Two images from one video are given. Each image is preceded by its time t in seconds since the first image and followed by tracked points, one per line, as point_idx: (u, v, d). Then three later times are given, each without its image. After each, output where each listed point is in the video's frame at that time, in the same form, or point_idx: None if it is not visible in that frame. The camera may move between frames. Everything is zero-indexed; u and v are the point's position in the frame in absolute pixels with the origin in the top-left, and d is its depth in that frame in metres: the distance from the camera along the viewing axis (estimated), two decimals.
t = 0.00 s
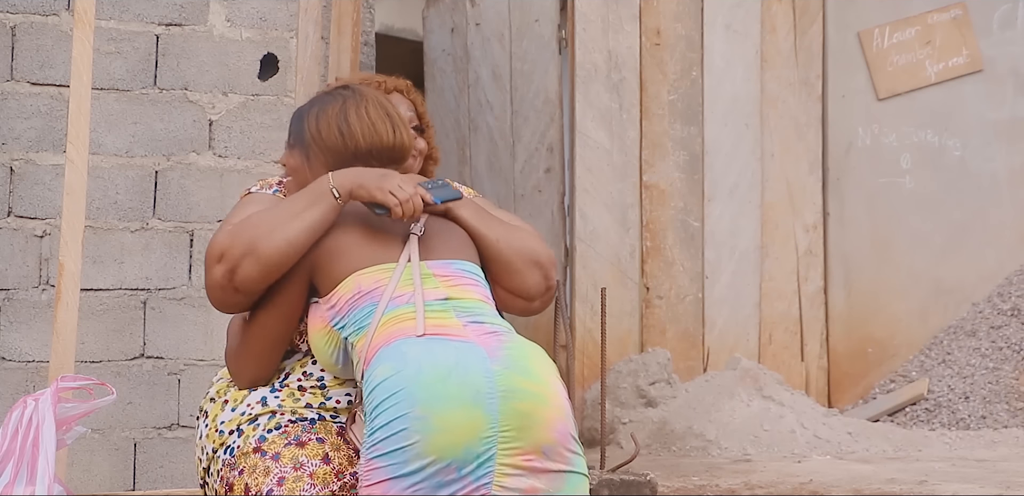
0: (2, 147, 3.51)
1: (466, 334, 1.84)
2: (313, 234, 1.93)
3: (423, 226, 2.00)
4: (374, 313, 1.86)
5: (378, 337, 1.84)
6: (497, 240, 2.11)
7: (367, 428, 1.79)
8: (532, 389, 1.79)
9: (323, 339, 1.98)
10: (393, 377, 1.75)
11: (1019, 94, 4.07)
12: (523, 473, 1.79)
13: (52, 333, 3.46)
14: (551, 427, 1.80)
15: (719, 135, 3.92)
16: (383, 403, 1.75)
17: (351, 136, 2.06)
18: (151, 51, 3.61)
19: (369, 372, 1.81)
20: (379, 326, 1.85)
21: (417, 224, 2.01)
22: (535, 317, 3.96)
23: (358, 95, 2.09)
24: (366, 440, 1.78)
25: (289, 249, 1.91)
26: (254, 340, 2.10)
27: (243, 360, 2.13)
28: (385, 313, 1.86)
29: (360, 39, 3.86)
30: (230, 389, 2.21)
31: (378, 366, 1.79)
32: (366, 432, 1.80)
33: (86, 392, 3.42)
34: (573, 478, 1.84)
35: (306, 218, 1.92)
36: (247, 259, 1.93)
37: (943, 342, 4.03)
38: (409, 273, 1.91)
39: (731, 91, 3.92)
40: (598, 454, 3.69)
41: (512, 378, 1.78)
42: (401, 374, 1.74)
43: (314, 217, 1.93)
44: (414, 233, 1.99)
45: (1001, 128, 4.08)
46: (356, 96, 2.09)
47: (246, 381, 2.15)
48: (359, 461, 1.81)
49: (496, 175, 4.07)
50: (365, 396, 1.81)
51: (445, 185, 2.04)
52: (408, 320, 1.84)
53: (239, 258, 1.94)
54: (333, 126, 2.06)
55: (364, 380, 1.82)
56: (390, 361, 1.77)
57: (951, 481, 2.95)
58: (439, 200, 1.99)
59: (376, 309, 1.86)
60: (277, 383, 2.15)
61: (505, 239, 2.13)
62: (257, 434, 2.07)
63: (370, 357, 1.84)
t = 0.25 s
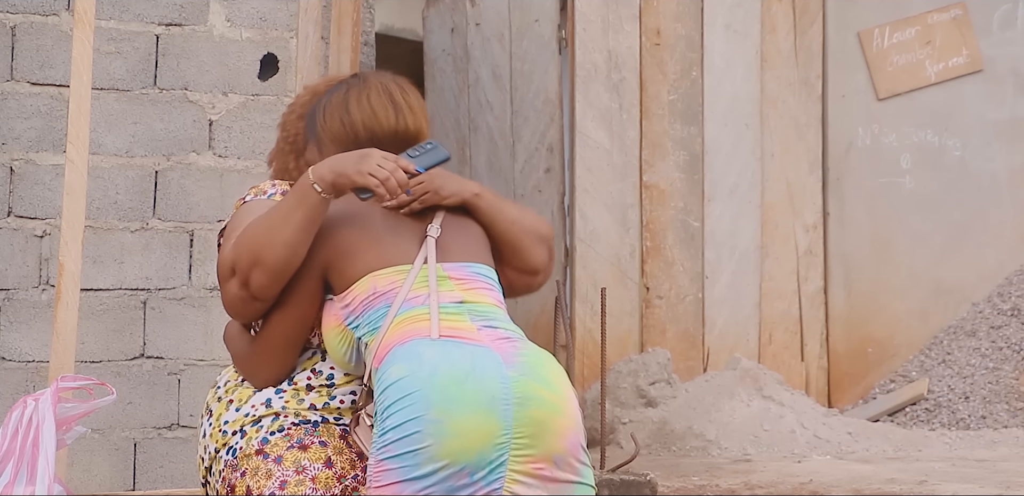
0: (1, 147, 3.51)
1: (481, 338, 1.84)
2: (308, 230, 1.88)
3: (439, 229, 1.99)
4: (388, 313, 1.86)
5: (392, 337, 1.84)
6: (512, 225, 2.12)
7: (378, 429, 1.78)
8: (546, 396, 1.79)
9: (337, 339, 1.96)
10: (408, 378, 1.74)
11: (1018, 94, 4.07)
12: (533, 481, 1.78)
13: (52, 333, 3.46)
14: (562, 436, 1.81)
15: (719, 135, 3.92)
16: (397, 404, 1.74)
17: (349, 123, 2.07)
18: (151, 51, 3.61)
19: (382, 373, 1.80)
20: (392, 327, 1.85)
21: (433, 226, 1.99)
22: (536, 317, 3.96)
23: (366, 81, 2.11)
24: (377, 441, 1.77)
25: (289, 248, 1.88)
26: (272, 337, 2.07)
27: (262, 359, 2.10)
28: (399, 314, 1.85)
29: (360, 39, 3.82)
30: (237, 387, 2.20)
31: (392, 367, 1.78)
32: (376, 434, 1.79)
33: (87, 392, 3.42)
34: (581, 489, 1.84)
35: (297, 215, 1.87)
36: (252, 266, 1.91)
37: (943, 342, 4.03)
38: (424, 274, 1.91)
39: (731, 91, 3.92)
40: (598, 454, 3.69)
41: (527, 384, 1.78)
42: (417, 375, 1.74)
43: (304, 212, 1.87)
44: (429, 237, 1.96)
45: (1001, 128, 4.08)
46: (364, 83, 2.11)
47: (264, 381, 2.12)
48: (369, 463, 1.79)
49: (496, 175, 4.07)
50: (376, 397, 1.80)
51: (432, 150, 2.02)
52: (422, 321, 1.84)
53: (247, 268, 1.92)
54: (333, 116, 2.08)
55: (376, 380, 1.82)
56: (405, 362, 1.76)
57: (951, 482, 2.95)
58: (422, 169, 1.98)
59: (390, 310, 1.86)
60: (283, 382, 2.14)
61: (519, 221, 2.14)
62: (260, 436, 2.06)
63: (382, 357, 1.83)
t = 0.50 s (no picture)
0: (1, 147, 3.51)
1: (479, 342, 1.83)
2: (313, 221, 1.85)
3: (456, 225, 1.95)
4: (388, 310, 1.85)
5: (390, 334, 1.84)
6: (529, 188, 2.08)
7: (371, 426, 1.79)
8: (539, 405, 1.79)
9: (343, 318, 1.96)
10: (401, 380, 1.74)
11: (1018, 94, 4.07)
12: (522, 489, 1.78)
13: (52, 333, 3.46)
14: (553, 446, 1.80)
15: (719, 135, 3.92)
16: (390, 406, 1.74)
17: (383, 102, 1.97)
18: (151, 51, 3.61)
19: (377, 371, 1.81)
20: (391, 323, 1.84)
21: (451, 221, 1.95)
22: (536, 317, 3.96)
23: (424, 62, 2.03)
24: (370, 439, 1.78)
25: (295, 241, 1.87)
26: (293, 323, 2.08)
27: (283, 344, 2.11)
28: (398, 311, 1.85)
29: (360, 39, 3.79)
30: (231, 387, 2.19)
31: (386, 367, 1.78)
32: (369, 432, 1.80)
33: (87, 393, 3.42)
34: None
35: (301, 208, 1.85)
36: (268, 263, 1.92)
37: (943, 342, 4.03)
38: (430, 270, 1.89)
39: (731, 91, 3.92)
40: (598, 454, 3.69)
41: (520, 393, 1.77)
42: (410, 378, 1.74)
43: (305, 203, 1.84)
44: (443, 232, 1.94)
45: (1000, 128, 4.08)
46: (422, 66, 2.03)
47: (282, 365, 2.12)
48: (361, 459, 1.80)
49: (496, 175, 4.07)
50: (371, 393, 1.81)
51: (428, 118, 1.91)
52: (421, 320, 1.83)
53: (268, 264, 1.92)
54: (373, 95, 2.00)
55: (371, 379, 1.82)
56: (400, 363, 1.76)
57: (951, 482, 2.95)
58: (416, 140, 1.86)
59: (389, 307, 1.86)
60: (280, 378, 2.14)
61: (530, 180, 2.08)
62: (257, 435, 2.06)
63: (380, 353, 1.83)
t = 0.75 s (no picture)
0: (1, 147, 3.51)
1: (473, 339, 1.82)
2: (302, 242, 1.83)
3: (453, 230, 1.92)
4: (381, 310, 1.85)
5: (384, 333, 1.84)
6: (493, 184, 1.99)
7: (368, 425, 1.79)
8: (534, 396, 1.79)
9: (338, 319, 1.97)
10: (395, 377, 1.75)
11: (1018, 95, 4.07)
12: (520, 479, 1.79)
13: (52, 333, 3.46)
14: (549, 434, 1.80)
15: (719, 135, 3.92)
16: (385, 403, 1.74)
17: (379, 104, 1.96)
18: (151, 51, 3.61)
19: (372, 370, 1.81)
20: (385, 322, 1.84)
21: (445, 226, 1.92)
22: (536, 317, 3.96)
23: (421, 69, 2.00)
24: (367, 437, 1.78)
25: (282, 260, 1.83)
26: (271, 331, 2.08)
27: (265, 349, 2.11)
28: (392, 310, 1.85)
29: (359, 39, 3.83)
30: (228, 390, 2.19)
31: (381, 366, 1.78)
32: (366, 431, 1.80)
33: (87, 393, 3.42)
34: (571, 485, 1.85)
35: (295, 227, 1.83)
36: (239, 272, 1.85)
37: (943, 342, 4.03)
38: (424, 273, 1.87)
39: (731, 91, 3.92)
40: (598, 454, 3.69)
41: (513, 385, 1.77)
42: (404, 374, 1.74)
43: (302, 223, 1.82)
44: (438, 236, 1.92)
45: (1001, 128, 4.08)
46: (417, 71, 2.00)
47: (263, 369, 2.13)
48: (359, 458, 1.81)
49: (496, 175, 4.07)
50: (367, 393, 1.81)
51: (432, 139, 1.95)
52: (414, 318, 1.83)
53: (228, 268, 1.86)
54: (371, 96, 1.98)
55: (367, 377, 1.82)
56: (394, 361, 1.76)
57: (951, 482, 2.95)
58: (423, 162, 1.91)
59: (383, 307, 1.86)
60: (278, 378, 2.14)
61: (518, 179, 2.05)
62: (259, 432, 2.07)
63: (375, 353, 1.84)
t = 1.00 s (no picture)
0: (1, 147, 3.51)
1: (460, 336, 1.84)
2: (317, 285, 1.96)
3: (436, 232, 1.98)
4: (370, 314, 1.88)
5: (373, 336, 1.86)
6: (478, 186, 2.05)
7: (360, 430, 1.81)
8: (524, 390, 1.80)
9: (326, 326, 2.01)
10: (384, 379, 1.77)
11: (1018, 95, 4.07)
12: (515, 475, 1.80)
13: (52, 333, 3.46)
14: (542, 429, 1.81)
15: (719, 135, 3.92)
16: (375, 405, 1.77)
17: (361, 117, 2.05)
18: (151, 51, 3.61)
19: (363, 373, 1.83)
20: (373, 326, 1.87)
21: (430, 230, 1.98)
22: (535, 317, 3.96)
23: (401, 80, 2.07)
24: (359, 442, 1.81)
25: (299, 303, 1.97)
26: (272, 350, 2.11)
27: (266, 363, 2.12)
28: (381, 314, 1.88)
29: (359, 39, 3.83)
30: (226, 391, 2.20)
31: (370, 368, 1.81)
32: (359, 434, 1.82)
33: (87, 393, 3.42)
34: (567, 479, 1.85)
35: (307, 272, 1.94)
36: (257, 319, 1.98)
37: (943, 342, 4.03)
38: (409, 274, 1.91)
39: (731, 91, 3.92)
40: (597, 454, 3.69)
41: (503, 380, 1.79)
42: (393, 376, 1.76)
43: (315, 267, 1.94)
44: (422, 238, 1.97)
45: (1001, 127, 4.08)
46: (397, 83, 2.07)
47: (265, 381, 2.14)
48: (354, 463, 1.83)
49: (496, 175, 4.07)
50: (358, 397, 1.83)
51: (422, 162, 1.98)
52: (400, 320, 1.85)
53: (242, 315, 1.98)
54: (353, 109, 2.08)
55: (358, 380, 1.85)
56: (383, 363, 1.79)
57: (951, 482, 2.95)
58: (417, 195, 1.97)
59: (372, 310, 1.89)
60: (274, 381, 2.15)
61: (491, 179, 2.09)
62: (255, 430, 2.06)
63: (365, 356, 1.86)
